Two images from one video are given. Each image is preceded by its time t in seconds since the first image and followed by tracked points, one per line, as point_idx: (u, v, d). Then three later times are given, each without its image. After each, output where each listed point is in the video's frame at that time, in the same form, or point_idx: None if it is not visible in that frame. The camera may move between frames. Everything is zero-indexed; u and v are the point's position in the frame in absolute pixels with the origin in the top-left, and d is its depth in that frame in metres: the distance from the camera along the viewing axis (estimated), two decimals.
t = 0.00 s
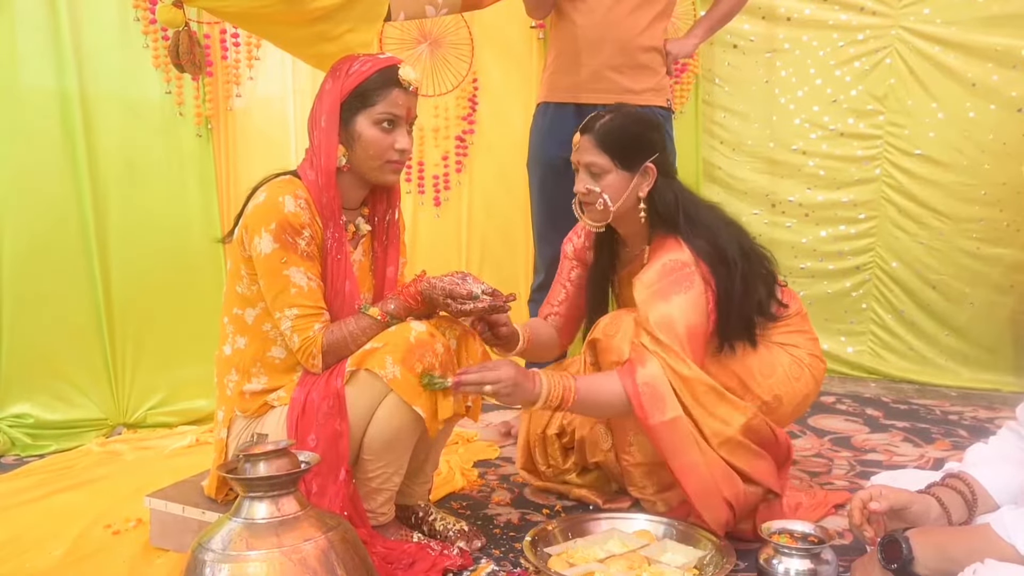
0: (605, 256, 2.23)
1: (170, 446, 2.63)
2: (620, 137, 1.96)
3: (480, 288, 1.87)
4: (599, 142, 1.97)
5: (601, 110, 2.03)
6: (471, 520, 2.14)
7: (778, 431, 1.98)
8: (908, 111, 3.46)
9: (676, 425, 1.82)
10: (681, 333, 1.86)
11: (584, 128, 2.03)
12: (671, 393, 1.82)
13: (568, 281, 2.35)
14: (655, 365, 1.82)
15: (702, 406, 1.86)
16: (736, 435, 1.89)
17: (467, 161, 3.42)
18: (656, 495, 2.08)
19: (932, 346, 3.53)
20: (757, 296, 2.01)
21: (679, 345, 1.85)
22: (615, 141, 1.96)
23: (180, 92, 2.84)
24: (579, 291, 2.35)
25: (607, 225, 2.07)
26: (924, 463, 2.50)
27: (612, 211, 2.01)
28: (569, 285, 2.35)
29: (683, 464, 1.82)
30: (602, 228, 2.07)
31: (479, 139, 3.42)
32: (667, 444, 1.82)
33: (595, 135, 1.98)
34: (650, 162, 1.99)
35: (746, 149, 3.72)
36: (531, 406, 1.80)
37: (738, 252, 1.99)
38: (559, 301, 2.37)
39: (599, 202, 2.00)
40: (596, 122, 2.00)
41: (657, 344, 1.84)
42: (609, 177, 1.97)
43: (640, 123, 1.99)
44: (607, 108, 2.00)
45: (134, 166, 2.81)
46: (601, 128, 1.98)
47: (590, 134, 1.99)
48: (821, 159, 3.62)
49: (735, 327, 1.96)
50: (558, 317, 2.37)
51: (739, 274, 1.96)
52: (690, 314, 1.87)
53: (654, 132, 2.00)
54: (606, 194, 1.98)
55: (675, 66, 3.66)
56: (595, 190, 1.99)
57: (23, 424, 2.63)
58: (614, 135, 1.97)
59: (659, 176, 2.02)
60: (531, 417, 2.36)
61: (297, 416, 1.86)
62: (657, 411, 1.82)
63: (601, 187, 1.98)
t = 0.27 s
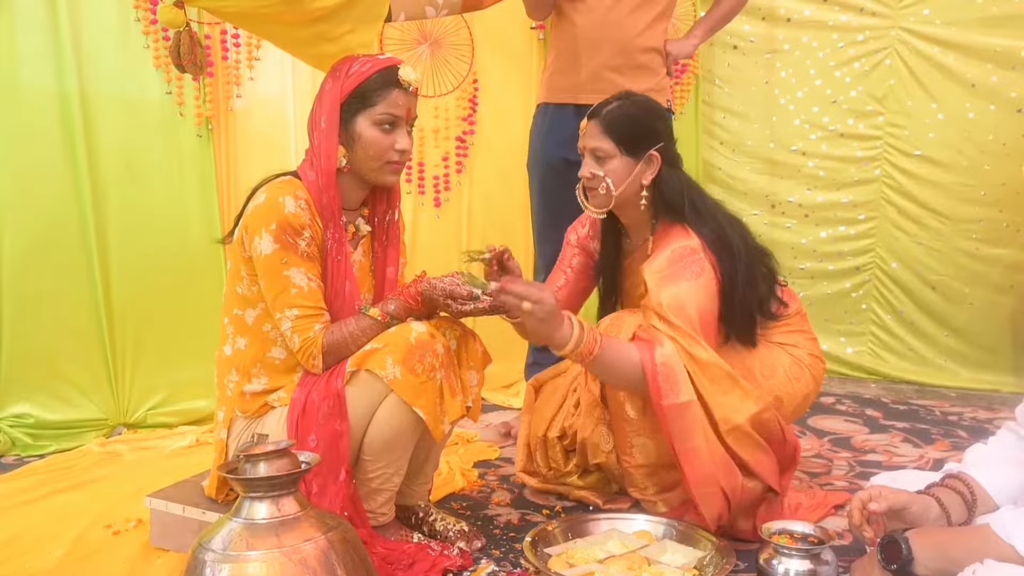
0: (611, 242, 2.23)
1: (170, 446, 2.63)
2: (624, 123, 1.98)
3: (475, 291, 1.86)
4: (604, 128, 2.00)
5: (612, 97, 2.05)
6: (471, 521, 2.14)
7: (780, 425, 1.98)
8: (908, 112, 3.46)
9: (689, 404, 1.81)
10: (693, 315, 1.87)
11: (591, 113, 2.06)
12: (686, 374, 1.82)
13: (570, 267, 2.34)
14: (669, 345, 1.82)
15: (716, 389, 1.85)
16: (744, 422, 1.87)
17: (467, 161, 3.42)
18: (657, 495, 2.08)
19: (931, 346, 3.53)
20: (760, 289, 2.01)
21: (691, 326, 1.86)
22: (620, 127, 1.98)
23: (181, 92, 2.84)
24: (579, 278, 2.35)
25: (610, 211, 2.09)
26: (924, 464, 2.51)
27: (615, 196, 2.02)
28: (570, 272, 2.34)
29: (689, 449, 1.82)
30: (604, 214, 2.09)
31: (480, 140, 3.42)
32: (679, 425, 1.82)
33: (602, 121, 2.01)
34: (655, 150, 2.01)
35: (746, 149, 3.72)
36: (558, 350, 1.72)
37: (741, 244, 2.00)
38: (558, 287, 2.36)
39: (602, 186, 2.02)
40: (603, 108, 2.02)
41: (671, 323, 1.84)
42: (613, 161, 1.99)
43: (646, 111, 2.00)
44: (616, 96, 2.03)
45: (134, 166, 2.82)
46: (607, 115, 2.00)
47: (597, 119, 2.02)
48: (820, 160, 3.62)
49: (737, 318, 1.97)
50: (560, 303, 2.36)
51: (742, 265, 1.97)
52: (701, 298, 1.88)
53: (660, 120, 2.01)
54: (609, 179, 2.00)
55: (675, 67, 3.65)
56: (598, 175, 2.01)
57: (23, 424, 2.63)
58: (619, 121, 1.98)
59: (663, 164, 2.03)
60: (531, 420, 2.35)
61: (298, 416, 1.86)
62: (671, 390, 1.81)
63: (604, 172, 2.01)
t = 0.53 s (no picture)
0: (607, 227, 2.23)
1: (164, 448, 2.62)
2: (626, 104, 1.98)
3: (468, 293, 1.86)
4: (606, 107, 2.00)
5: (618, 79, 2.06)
6: (465, 521, 2.14)
7: (757, 419, 1.91)
8: (902, 112, 3.46)
9: (654, 371, 1.82)
10: (678, 290, 1.85)
11: (593, 94, 2.06)
12: (657, 341, 1.82)
13: (567, 253, 2.34)
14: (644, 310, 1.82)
15: (689, 363, 1.83)
16: (706, 405, 1.84)
17: (461, 161, 3.41)
18: (650, 497, 2.08)
19: (925, 346, 3.54)
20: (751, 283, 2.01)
21: (672, 297, 1.84)
22: (621, 107, 1.98)
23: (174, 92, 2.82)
24: (574, 263, 2.35)
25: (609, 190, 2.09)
26: (918, 463, 2.51)
27: (614, 176, 2.03)
28: (567, 257, 2.34)
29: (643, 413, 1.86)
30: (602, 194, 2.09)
31: (474, 140, 3.42)
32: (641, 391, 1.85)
33: (604, 100, 2.01)
34: (655, 132, 2.01)
35: (740, 150, 3.72)
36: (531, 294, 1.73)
37: (734, 229, 2.00)
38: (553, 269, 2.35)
39: (602, 166, 2.02)
40: (605, 88, 2.03)
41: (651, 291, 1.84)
42: (613, 141, 2.00)
43: (648, 93, 2.00)
44: (618, 77, 2.04)
45: (127, 167, 2.81)
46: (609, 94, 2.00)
47: (598, 100, 2.02)
48: (814, 160, 3.62)
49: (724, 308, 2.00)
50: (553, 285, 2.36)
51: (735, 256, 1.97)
52: (688, 275, 1.87)
53: (661, 103, 2.02)
54: (609, 158, 2.00)
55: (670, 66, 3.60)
56: (598, 154, 2.01)
57: (16, 426, 2.63)
58: (620, 102, 1.99)
59: (662, 146, 2.03)
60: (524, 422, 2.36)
61: (291, 417, 1.85)
62: (640, 348, 1.81)
63: (604, 152, 2.01)
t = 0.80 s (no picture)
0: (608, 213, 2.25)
1: (164, 448, 2.63)
2: (629, 94, 2.00)
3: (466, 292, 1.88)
4: (608, 97, 2.02)
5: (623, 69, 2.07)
6: (465, 522, 2.14)
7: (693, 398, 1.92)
8: (899, 112, 3.47)
9: (588, 322, 1.89)
10: (626, 254, 1.89)
11: (597, 83, 2.08)
12: (592, 291, 1.88)
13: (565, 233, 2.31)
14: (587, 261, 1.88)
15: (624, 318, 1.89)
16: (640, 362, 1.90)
17: (460, 162, 3.42)
18: (648, 497, 2.09)
19: (923, 345, 3.54)
20: (726, 278, 2.00)
21: (617, 259, 1.89)
22: (623, 98, 2.00)
23: (172, 94, 2.82)
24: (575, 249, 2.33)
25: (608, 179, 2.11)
26: (916, 462, 2.52)
27: (613, 166, 2.05)
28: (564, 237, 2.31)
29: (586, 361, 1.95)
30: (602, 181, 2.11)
31: (473, 141, 3.42)
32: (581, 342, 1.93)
33: (607, 90, 2.02)
34: (656, 123, 2.03)
35: (738, 150, 3.73)
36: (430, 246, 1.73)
37: (720, 230, 1.98)
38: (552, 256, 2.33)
39: (602, 155, 2.04)
40: (607, 78, 2.05)
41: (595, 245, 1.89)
42: (613, 131, 2.02)
43: (651, 84, 2.02)
44: (622, 67, 2.06)
45: (126, 167, 2.82)
46: (611, 83, 2.02)
47: (601, 89, 2.04)
48: (812, 160, 3.62)
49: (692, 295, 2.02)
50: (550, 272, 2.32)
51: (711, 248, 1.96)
52: (641, 243, 1.89)
53: (663, 93, 2.03)
54: (609, 147, 2.03)
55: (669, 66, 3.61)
56: (598, 143, 2.04)
57: (16, 427, 2.63)
58: (623, 92, 2.00)
59: (663, 137, 2.05)
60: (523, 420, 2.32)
61: (291, 418, 1.86)
62: (577, 291, 1.88)
63: (605, 141, 2.03)
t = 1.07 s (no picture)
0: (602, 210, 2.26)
1: (164, 455, 2.63)
2: (627, 98, 2.01)
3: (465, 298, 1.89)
4: (607, 100, 2.03)
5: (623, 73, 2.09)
6: (465, 526, 2.14)
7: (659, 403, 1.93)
8: (897, 114, 3.48)
9: (569, 324, 1.94)
10: (608, 260, 1.93)
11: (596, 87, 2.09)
12: (573, 294, 1.94)
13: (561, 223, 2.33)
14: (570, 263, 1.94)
15: (604, 320, 1.92)
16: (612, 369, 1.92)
17: (458, 167, 3.43)
18: (648, 501, 2.08)
19: (923, 346, 3.54)
20: (712, 283, 2.00)
21: (598, 262, 1.93)
22: (622, 101, 2.01)
23: (172, 101, 2.86)
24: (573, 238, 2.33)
25: (603, 182, 2.11)
26: (915, 463, 2.52)
27: (609, 168, 2.05)
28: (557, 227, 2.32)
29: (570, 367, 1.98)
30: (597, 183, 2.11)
31: (472, 145, 3.43)
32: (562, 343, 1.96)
33: (606, 93, 2.04)
34: (654, 128, 2.04)
35: (736, 153, 3.73)
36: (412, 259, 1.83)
37: (710, 234, 1.99)
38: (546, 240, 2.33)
39: (598, 157, 2.04)
40: (607, 81, 2.06)
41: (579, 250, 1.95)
42: (610, 133, 2.03)
43: (650, 88, 2.03)
44: (621, 72, 2.07)
45: (127, 175, 2.83)
46: (611, 87, 2.04)
47: (601, 92, 2.05)
48: (810, 162, 3.63)
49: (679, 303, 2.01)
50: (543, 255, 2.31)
51: (698, 253, 1.97)
52: (623, 249, 1.93)
53: (661, 98, 2.04)
54: (606, 150, 2.03)
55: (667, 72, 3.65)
56: (596, 145, 2.04)
57: (16, 434, 2.64)
58: (621, 96, 2.02)
59: (660, 142, 2.06)
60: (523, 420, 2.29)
61: (291, 423, 1.86)
62: (559, 290, 1.94)
63: (602, 143, 2.03)
